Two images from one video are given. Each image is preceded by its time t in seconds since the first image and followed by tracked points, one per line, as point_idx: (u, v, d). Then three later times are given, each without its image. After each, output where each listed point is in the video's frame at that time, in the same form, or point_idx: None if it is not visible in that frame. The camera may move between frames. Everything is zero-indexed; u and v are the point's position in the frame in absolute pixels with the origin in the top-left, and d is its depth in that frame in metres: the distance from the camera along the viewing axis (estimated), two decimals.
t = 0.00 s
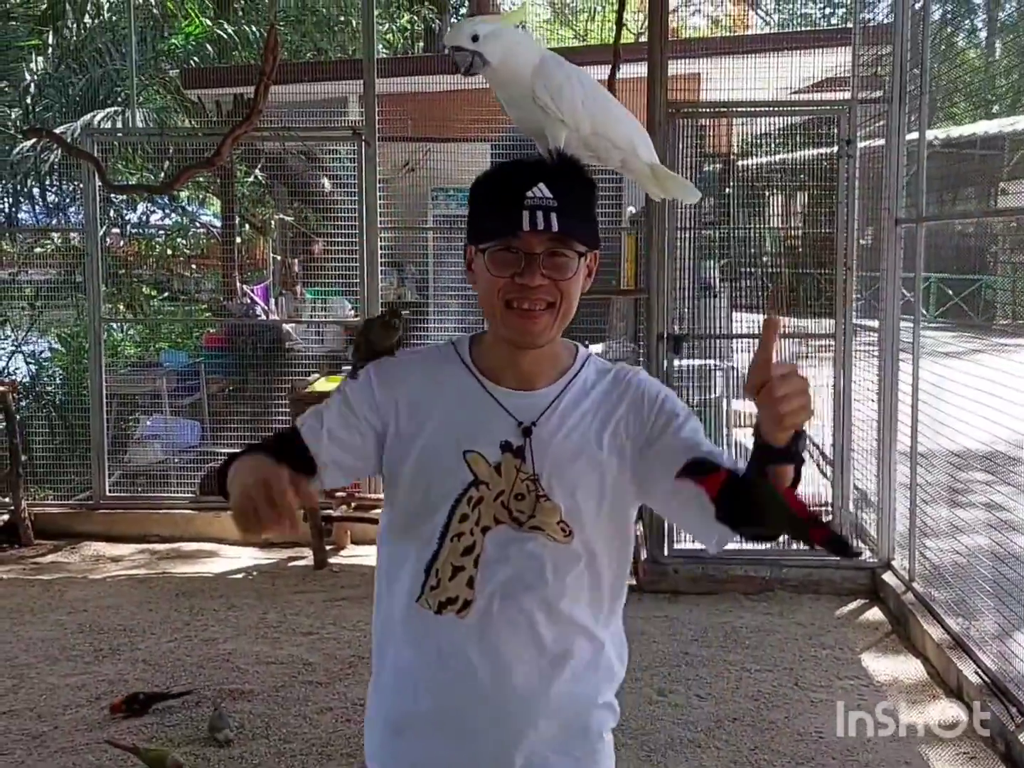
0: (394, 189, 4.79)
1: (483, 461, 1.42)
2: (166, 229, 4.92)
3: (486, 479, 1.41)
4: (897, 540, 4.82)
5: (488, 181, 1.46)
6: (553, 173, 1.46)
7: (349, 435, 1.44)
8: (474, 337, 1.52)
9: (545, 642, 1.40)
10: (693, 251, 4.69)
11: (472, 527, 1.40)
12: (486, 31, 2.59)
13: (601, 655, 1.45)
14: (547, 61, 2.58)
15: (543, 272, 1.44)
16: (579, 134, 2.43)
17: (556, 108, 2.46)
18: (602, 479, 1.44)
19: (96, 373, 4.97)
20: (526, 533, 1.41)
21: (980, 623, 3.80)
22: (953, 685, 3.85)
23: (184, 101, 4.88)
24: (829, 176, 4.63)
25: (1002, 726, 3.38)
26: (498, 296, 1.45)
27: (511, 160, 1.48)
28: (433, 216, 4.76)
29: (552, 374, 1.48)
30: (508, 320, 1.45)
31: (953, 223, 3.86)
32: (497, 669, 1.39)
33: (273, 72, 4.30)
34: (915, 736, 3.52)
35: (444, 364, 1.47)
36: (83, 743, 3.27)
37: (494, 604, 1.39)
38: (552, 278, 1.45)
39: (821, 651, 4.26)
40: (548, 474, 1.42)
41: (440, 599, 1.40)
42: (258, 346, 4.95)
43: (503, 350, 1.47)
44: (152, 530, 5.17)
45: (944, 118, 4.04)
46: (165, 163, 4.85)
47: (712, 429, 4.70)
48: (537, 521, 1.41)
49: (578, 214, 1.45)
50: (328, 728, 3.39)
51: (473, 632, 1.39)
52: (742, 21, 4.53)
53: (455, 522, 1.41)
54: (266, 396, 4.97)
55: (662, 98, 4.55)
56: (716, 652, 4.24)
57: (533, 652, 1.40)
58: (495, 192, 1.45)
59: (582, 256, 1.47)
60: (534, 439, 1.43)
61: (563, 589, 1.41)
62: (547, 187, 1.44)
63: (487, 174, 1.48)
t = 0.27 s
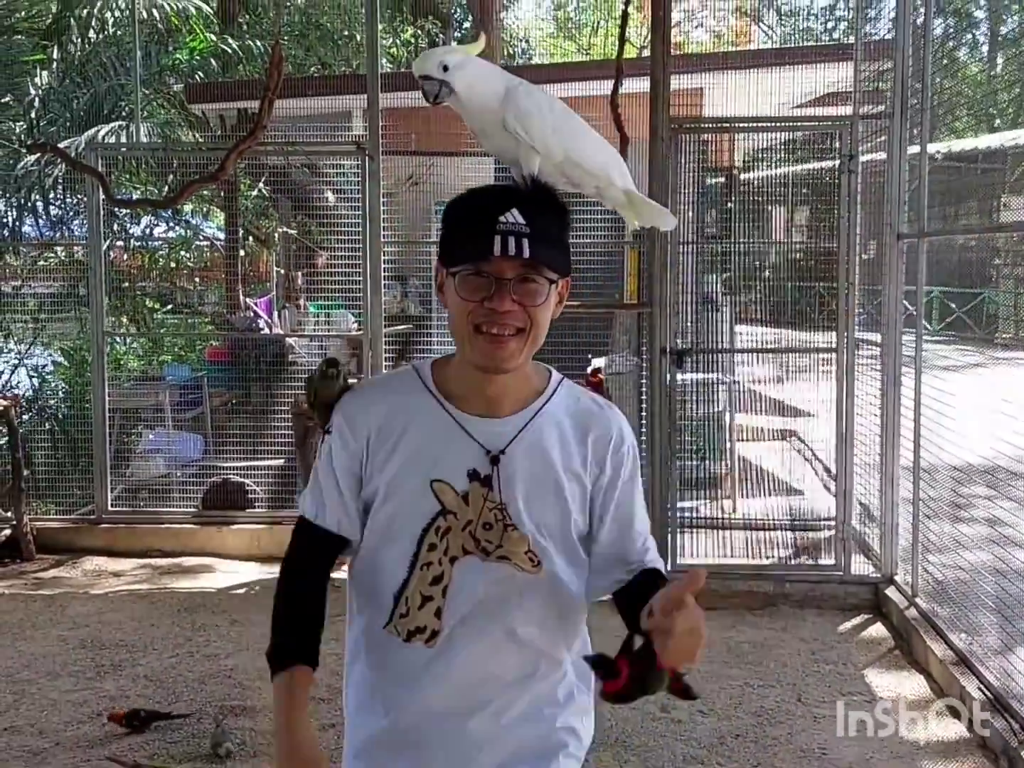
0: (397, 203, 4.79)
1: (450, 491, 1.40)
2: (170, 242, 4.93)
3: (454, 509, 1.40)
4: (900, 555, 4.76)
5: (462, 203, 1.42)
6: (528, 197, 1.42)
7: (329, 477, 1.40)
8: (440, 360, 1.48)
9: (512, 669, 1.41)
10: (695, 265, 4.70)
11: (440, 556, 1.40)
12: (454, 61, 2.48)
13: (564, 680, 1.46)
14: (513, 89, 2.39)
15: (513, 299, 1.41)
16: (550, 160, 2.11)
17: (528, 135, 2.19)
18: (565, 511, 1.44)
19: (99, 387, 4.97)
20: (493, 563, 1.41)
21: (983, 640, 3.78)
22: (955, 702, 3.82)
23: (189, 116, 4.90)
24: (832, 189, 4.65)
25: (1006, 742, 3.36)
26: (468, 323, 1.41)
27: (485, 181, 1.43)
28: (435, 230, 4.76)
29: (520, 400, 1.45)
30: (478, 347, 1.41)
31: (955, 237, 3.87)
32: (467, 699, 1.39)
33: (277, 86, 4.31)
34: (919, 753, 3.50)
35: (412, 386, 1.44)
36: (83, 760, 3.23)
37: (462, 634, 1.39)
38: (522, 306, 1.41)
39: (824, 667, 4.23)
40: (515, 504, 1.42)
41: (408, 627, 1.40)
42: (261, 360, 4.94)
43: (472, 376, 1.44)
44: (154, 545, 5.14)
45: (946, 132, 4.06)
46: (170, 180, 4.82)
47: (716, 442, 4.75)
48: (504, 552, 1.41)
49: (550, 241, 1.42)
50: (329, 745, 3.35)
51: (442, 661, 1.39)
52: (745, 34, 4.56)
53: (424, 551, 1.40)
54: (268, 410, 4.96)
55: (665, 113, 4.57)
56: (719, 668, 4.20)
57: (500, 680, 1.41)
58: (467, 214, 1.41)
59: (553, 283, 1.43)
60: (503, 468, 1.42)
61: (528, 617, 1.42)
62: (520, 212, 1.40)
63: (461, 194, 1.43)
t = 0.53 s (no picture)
0: (401, 219, 4.81)
1: (442, 519, 1.40)
2: (174, 258, 4.95)
3: (445, 537, 1.39)
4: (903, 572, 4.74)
5: (454, 229, 1.41)
6: (520, 224, 1.42)
7: (325, 502, 1.43)
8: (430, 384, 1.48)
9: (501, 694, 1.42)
10: (699, 281, 4.71)
11: (431, 583, 1.40)
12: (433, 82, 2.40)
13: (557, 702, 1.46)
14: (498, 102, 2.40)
15: (506, 327, 1.39)
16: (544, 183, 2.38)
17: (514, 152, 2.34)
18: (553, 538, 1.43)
19: (104, 403, 5.00)
20: (484, 591, 1.40)
21: (987, 658, 3.77)
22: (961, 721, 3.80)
23: (194, 133, 4.94)
24: (835, 207, 4.65)
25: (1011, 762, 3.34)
26: (459, 351, 1.40)
27: (477, 206, 1.43)
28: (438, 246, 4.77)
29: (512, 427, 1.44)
30: (470, 375, 1.40)
31: (959, 254, 3.87)
32: (457, 725, 1.40)
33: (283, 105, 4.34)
34: None
35: (405, 410, 1.43)
36: None
37: (452, 661, 1.40)
38: (515, 335, 1.40)
39: (828, 686, 4.21)
40: (506, 532, 1.41)
41: (398, 653, 1.41)
42: (265, 376, 4.96)
43: (463, 403, 1.43)
44: (158, 560, 5.14)
45: (949, 149, 4.08)
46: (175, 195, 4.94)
47: (718, 458, 4.75)
48: (495, 580, 1.40)
49: (543, 269, 1.41)
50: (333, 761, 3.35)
51: (432, 687, 1.40)
52: (747, 52, 4.59)
53: (415, 577, 1.40)
54: (271, 427, 4.96)
55: (668, 130, 4.59)
56: (724, 687, 4.18)
57: (490, 705, 1.41)
58: (460, 240, 1.40)
59: (546, 312, 1.43)
60: (494, 494, 1.41)
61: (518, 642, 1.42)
62: (513, 240, 1.39)
63: (453, 219, 1.43)
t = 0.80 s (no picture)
0: (405, 228, 4.82)
1: (455, 533, 1.36)
2: (179, 266, 4.98)
3: (458, 551, 1.36)
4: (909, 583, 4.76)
5: (470, 259, 1.35)
6: (537, 257, 1.35)
7: (335, 514, 1.38)
8: (449, 392, 1.44)
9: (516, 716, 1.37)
10: (703, 290, 4.70)
11: (442, 599, 1.36)
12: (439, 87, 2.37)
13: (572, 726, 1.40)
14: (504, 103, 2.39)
15: (521, 366, 1.33)
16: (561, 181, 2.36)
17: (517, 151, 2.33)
18: (569, 556, 1.39)
19: (109, 412, 5.02)
20: (499, 607, 1.36)
21: (992, 668, 3.76)
22: (965, 730, 3.79)
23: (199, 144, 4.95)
24: (839, 216, 4.65)
25: None
26: (475, 385, 1.36)
27: (493, 234, 1.35)
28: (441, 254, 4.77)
29: (528, 452, 1.40)
30: (486, 410, 1.36)
31: (963, 264, 3.87)
32: (470, 747, 1.34)
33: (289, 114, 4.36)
34: None
35: (417, 419, 1.40)
36: None
37: (465, 679, 1.35)
38: (530, 374, 1.34)
39: (832, 695, 4.21)
40: (520, 548, 1.37)
41: (408, 670, 1.36)
42: (270, 385, 4.97)
43: (479, 430, 1.39)
44: (162, 569, 5.17)
45: (953, 158, 4.07)
46: (180, 204, 4.95)
47: (721, 467, 4.75)
48: (509, 595, 1.36)
49: (562, 305, 1.34)
50: None
51: (443, 705, 1.35)
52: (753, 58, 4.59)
53: (425, 593, 1.36)
54: (275, 436, 4.98)
55: (672, 140, 4.60)
56: (728, 696, 4.17)
57: (504, 727, 1.36)
58: (475, 274, 1.33)
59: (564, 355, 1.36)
60: (508, 508, 1.37)
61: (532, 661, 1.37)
62: (530, 278, 1.33)
63: (468, 248, 1.36)
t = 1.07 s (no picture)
0: (411, 231, 4.83)
1: (510, 555, 1.41)
2: (183, 269, 4.99)
3: (513, 573, 1.41)
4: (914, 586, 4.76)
5: (502, 263, 1.43)
6: (569, 256, 1.42)
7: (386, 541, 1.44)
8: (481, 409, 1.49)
9: (583, 726, 1.41)
10: (707, 293, 4.70)
11: (502, 621, 1.41)
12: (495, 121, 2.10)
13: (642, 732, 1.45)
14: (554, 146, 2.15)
15: (558, 368, 1.41)
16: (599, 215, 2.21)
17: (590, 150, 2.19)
18: (623, 561, 1.44)
19: (114, 414, 5.02)
20: (558, 625, 1.41)
21: (997, 671, 3.75)
22: (970, 734, 3.78)
23: (204, 146, 5.00)
24: (843, 219, 4.64)
25: None
26: (511, 390, 1.42)
27: (525, 237, 1.43)
28: (446, 257, 4.77)
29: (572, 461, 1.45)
30: (522, 416, 1.42)
31: (968, 267, 3.86)
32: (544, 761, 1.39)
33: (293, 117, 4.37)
34: None
35: (456, 441, 1.45)
36: None
37: (532, 698, 1.40)
38: (568, 375, 1.41)
39: (836, 698, 4.21)
40: (576, 563, 1.42)
41: (475, 694, 1.41)
42: (275, 388, 4.97)
43: (518, 441, 1.44)
44: (168, 570, 5.19)
45: (958, 162, 4.06)
46: (186, 208, 4.88)
47: (725, 472, 4.73)
48: (569, 613, 1.41)
49: (596, 305, 1.42)
50: None
51: (512, 724, 1.40)
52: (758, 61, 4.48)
53: (484, 616, 1.42)
54: (280, 439, 4.97)
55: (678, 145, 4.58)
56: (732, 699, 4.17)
57: (574, 739, 1.41)
58: (508, 276, 1.42)
59: (601, 354, 1.44)
60: (559, 525, 1.42)
61: (596, 674, 1.41)
62: (564, 276, 1.41)
63: (500, 252, 1.44)
